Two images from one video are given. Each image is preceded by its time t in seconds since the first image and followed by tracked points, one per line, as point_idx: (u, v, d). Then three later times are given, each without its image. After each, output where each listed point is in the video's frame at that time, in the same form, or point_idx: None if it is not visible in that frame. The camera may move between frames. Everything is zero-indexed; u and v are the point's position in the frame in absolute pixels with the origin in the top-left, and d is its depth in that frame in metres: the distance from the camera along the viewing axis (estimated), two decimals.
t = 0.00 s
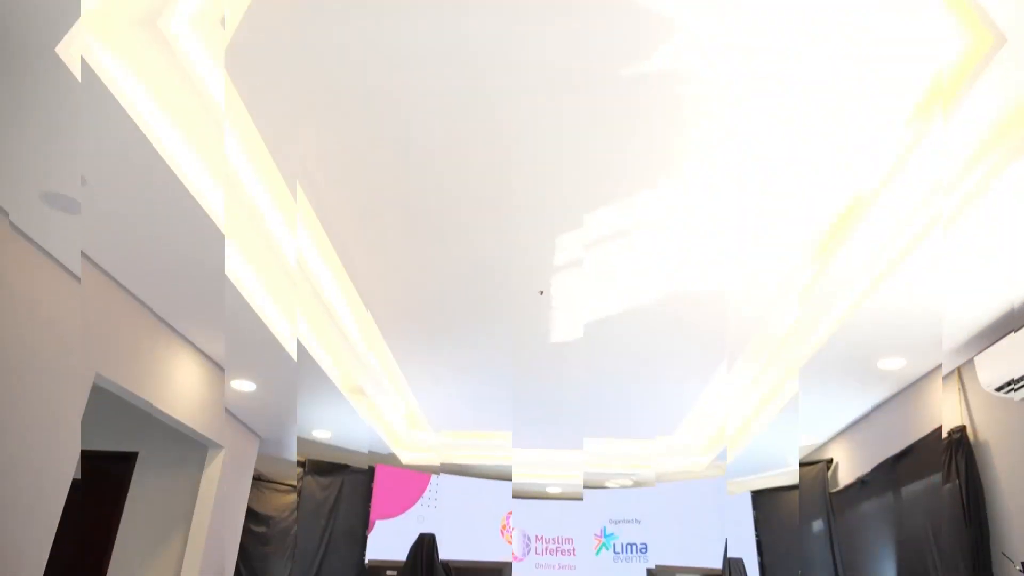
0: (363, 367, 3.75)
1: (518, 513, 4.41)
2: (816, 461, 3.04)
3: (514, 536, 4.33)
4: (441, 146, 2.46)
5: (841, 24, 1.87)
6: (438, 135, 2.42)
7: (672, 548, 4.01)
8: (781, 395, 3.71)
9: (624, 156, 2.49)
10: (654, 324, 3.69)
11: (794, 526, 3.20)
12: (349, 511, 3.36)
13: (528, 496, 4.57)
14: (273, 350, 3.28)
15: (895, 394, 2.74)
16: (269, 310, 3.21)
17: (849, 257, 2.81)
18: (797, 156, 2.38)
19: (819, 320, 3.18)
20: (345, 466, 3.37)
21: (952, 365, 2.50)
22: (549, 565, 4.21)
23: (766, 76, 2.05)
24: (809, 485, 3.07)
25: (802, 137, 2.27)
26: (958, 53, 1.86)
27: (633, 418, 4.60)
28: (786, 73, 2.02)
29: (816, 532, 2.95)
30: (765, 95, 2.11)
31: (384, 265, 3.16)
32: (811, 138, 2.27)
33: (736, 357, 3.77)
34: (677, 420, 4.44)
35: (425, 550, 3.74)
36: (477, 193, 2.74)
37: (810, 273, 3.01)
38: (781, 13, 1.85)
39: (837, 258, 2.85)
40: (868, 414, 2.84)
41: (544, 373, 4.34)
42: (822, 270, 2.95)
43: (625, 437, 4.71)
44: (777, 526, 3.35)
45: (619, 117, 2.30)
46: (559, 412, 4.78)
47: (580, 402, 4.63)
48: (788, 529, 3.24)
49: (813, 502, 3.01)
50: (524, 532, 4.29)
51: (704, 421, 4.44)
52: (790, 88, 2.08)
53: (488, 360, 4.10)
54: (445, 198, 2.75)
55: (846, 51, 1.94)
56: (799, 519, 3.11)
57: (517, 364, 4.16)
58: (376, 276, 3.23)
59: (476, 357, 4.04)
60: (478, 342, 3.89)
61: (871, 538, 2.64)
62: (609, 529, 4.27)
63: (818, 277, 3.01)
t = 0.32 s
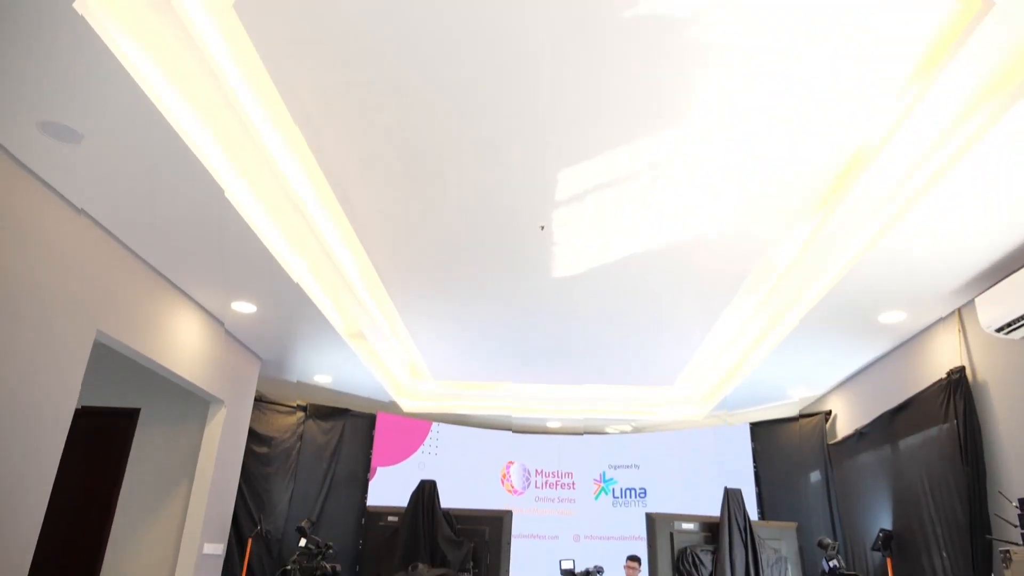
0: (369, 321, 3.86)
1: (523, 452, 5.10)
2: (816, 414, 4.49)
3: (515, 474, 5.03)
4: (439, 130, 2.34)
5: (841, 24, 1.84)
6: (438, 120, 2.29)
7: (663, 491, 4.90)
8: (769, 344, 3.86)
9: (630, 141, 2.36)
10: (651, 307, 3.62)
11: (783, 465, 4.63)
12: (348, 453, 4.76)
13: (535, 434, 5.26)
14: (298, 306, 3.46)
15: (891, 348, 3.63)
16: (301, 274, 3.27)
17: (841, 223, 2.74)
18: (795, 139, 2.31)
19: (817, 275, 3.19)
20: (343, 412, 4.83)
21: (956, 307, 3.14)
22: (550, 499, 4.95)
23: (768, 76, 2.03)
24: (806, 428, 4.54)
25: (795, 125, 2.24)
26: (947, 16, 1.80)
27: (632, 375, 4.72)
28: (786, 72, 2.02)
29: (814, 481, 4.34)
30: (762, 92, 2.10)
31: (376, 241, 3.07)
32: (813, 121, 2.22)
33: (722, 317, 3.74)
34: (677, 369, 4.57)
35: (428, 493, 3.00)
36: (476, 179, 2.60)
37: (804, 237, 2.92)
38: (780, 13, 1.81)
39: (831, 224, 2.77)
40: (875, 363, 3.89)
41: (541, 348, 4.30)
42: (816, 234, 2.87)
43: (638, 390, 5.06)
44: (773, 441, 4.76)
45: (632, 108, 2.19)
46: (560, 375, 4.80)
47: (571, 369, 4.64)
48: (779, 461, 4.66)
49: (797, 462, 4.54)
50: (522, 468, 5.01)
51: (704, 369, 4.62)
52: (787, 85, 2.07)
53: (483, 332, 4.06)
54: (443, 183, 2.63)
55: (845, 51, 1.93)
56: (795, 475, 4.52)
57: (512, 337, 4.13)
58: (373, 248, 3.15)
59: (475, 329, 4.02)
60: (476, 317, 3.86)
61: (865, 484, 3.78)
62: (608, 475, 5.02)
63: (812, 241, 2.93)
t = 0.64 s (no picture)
0: (369, 290, 3.85)
1: (523, 420, 5.15)
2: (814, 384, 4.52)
3: (515, 441, 5.08)
4: (440, 103, 2.31)
5: (840, 25, 1.91)
6: (439, 93, 2.26)
7: (662, 460, 4.97)
8: (765, 315, 3.85)
9: (632, 116, 2.34)
10: (651, 279, 3.63)
11: (780, 435, 4.68)
12: (350, 422, 4.83)
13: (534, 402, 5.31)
14: (298, 276, 3.45)
15: (892, 318, 3.64)
16: (302, 244, 3.24)
17: (838, 200, 2.78)
18: (796, 119, 2.32)
19: (813, 249, 3.21)
20: (345, 381, 4.86)
21: (956, 277, 3.11)
22: (549, 466, 5.02)
23: (769, 76, 2.12)
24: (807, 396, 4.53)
25: (796, 105, 2.25)
26: None
27: (630, 345, 4.75)
28: (785, 71, 2.10)
29: (811, 450, 4.40)
30: (763, 91, 2.19)
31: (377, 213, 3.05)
32: (815, 101, 2.23)
33: (721, 287, 3.74)
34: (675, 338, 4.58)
35: (429, 459, 3.03)
36: (477, 153, 2.58)
37: (803, 211, 2.93)
38: (780, 14, 1.87)
39: (829, 200, 2.78)
40: (876, 333, 3.88)
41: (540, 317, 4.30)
42: (814, 208, 2.88)
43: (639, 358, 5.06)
44: (772, 411, 4.79)
45: (634, 86, 2.18)
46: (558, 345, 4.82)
47: (570, 338, 4.67)
48: (776, 431, 4.71)
49: (795, 432, 4.58)
50: (522, 436, 5.07)
51: (703, 338, 4.62)
52: (786, 84, 2.16)
53: (483, 302, 4.07)
54: (444, 155, 2.61)
55: (845, 51, 2.01)
56: (792, 445, 4.58)
57: (512, 307, 4.13)
58: (373, 220, 3.14)
59: (475, 300, 4.03)
60: (476, 289, 3.88)
61: (863, 453, 3.83)
62: (606, 443, 5.08)
63: (811, 215, 2.94)
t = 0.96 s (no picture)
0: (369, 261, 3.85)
1: (522, 389, 5.20)
2: (810, 354, 4.57)
3: (514, 410, 5.13)
4: (440, 76, 2.30)
5: (841, 16, 1.97)
6: (439, 66, 2.25)
7: (661, 428, 5.03)
8: (764, 286, 3.87)
9: (633, 87, 2.32)
10: (648, 251, 3.67)
11: (778, 405, 4.74)
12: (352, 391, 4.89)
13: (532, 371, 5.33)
14: (297, 247, 3.44)
15: (891, 290, 3.65)
16: (301, 214, 3.23)
17: (839, 170, 2.77)
18: (797, 93, 2.32)
19: (810, 222, 3.21)
20: (346, 352, 4.90)
21: (955, 249, 3.11)
22: (548, 434, 5.08)
23: (769, 73, 2.23)
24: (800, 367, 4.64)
25: (800, 81, 2.26)
26: None
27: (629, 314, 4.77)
28: (786, 71, 2.22)
29: (808, 420, 4.49)
30: (763, 85, 2.29)
31: (375, 185, 3.04)
32: (819, 75, 2.23)
33: (718, 258, 3.73)
34: (673, 308, 4.60)
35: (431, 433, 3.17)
36: (475, 128, 2.59)
37: (802, 182, 2.92)
38: (781, 14, 1.97)
39: (830, 170, 2.77)
40: (874, 305, 3.89)
41: (539, 288, 4.33)
42: (815, 179, 2.86)
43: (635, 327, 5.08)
44: (767, 382, 4.85)
45: (633, 62, 2.18)
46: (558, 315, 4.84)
47: (569, 308, 4.69)
48: (775, 400, 4.76)
49: (793, 401, 4.64)
50: (522, 405, 5.12)
51: (701, 308, 4.64)
52: (784, 84, 2.28)
53: (482, 273, 4.08)
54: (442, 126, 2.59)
55: (844, 34, 2.04)
56: (789, 413, 4.65)
57: (511, 277, 4.15)
58: (372, 193, 3.15)
59: (474, 271, 4.04)
60: (474, 262, 3.92)
61: (858, 423, 3.89)
62: (605, 412, 5.13)
63: (812, 186, 2.92)
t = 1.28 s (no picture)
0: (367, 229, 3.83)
1: (521, 354, 5.20)
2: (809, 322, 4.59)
3: (515, 375, 5.15)
4: (438, 37, 2.26)
5: None
6: (437, 27, 2.21)
7: (660, 392, 5.04)
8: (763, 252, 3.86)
9: (634, 49, 2.27)
10: (646, 218, 3.66)
11: (774, 371, 4.78)
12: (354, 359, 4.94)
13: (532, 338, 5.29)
14: (296, 215, 3.42)
15: (891, 258, 3.63)
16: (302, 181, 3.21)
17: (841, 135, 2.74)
18: (802, 51, 2.28)
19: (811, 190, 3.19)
20: (347, 320, 4.93)
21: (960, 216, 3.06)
22: (547, 398, 5.09)
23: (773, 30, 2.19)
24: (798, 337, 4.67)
25: (805, 38, 2.22)
26: None
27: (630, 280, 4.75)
28: (792, 26, 2.17)
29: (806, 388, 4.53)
30: (768, 43, 2.25)
31: (372, 150, 3.00)
32: (825, 31, 2.19)
33: (717, 224, 3.72)
34: (672, 274, 4.59)
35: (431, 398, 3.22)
36: (473, 92, 2.55)
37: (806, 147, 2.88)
38: None
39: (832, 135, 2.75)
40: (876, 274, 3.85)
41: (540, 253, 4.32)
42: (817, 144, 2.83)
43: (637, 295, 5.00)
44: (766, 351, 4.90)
45: (635, 21, 2.14)
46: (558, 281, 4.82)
47: (570, 274, 4.68)
48: (772, 368, 4.85)
49: (787, 369, 4.69)
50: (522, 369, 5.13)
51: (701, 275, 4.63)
52: (789, 41, 2.23)
53: (481, 240, 4.08)
54: (440, 91, 2.55)
55: None
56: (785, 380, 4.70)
57: (511, 243, 4.13)
58: (369, 160, 3.13)
59: (474, 236, 4.02)
60: (472, 229, 3.92)
61: (857, 391, 3.93)
62: (605, 376, 5.11)
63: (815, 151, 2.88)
